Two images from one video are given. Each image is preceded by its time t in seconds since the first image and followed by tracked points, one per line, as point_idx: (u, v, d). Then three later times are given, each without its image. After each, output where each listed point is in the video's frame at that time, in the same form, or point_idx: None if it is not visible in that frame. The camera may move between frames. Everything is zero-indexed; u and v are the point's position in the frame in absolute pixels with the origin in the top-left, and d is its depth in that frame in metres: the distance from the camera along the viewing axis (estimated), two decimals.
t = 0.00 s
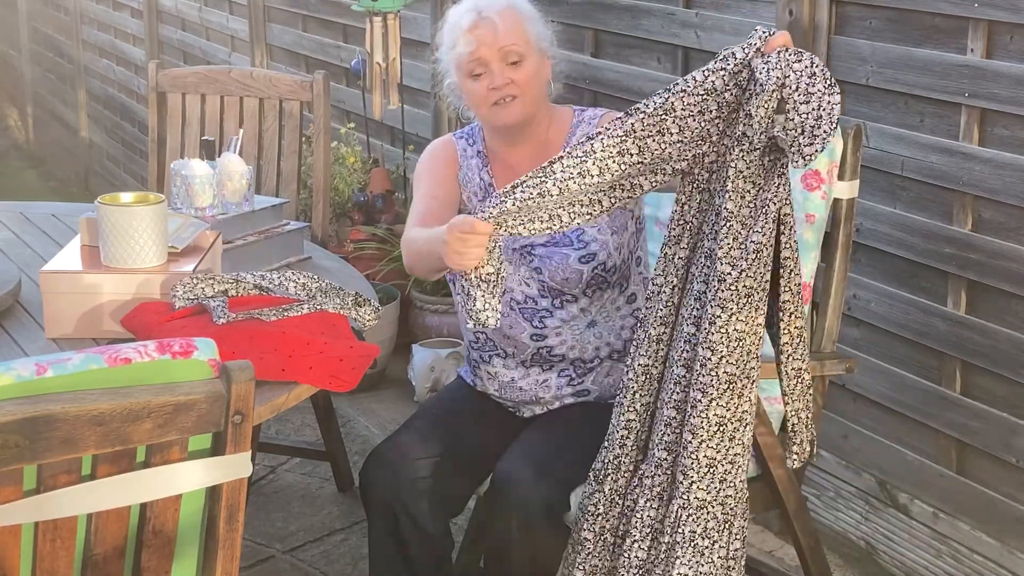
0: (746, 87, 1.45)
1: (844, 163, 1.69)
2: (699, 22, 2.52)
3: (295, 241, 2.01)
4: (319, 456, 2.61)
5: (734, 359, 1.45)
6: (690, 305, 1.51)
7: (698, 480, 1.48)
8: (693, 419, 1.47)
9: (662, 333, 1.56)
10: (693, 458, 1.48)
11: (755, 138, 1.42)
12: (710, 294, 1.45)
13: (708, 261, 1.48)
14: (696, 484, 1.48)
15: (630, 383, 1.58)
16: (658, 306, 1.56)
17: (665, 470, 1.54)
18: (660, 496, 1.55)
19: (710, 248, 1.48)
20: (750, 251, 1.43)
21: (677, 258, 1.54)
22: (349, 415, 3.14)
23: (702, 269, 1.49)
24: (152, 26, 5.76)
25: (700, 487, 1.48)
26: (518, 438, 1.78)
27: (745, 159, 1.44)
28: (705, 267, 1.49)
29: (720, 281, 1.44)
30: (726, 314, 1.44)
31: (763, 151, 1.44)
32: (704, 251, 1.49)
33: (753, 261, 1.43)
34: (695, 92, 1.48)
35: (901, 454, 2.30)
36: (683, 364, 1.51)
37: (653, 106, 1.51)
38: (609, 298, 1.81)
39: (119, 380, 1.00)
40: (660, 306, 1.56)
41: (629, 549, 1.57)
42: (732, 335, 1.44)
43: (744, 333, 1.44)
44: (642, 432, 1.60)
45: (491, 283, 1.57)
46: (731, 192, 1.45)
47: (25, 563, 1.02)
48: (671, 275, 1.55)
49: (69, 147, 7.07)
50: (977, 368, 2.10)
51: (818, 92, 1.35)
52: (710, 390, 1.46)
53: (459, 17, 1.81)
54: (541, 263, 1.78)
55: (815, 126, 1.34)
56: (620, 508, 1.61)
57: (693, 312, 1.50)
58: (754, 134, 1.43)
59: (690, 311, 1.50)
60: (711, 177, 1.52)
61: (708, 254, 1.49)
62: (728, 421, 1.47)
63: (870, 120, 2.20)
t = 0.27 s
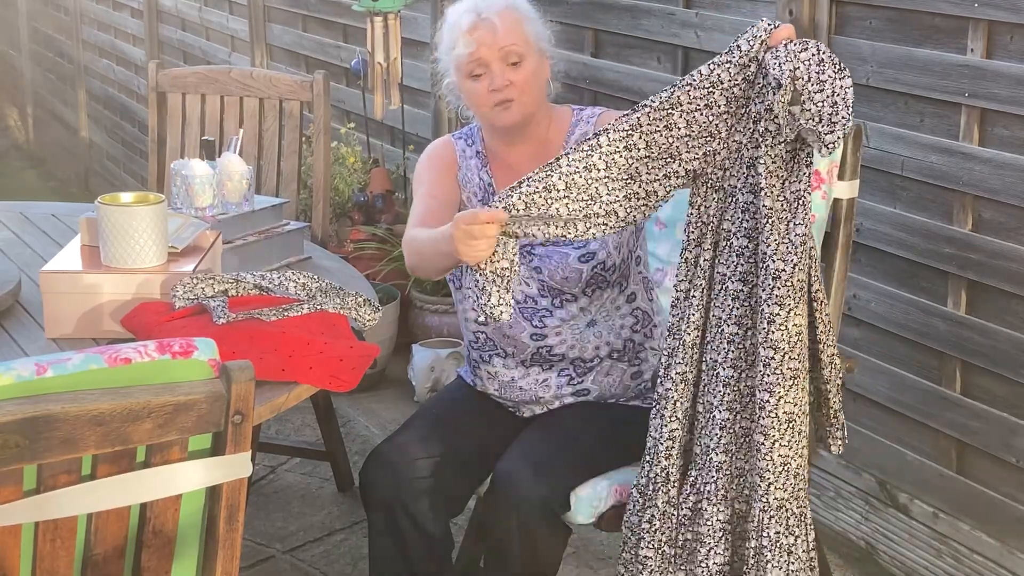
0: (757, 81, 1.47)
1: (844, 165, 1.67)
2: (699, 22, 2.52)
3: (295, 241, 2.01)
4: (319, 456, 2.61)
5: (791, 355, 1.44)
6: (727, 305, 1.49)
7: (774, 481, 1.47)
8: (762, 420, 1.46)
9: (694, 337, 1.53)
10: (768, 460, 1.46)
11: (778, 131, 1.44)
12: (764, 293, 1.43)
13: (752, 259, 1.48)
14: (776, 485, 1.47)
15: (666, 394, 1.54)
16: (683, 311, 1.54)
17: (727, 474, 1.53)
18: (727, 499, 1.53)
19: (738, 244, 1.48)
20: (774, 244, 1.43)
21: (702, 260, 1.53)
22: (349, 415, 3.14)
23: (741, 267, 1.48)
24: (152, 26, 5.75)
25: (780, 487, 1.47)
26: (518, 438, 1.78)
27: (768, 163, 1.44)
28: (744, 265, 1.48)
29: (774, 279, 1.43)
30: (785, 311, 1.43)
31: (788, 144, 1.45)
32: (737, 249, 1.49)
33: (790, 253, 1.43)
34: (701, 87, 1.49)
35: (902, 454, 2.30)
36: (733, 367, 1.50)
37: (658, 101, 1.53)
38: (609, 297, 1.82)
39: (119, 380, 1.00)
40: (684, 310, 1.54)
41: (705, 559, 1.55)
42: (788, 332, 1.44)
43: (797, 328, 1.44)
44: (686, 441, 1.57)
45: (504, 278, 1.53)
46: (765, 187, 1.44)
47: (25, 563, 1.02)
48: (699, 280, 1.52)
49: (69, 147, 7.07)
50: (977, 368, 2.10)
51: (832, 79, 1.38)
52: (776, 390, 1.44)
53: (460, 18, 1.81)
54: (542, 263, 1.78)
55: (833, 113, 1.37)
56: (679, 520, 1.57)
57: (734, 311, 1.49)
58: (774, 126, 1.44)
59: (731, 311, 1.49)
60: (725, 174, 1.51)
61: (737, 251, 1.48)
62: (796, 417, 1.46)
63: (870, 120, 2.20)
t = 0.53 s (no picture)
0: (749, 58, 1.43)
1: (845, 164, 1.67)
2: (699, 22, 2.52)
3: (295, 240, 2.01)
4: (319, 456, 2.61)
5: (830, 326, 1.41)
6: (754, 288, 1.45)
7: (839, 451, 1.44)
8: (816, 393, 1.43)
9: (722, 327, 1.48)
10: (829, 432, 1.43)
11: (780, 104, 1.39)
12: (802, 268, 1.40)
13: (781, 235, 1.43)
14: (840, 455, 1.44)
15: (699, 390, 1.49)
16: (702, 304, 1.49)
17: (778, 456, 1.48)
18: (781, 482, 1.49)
19: (753, 224, 1.45)
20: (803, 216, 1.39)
21: (719, 243, 1.48)
22: (349, 415, 3.14)
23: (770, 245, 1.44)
24: (152, 26, 5.75)
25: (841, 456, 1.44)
26: (517, 438, 1.78)
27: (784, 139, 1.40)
28: (770, 245, 1.44)
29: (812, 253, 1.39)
30: (826, 283, 1.39)
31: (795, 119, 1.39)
32: (757, 227, 1.45)
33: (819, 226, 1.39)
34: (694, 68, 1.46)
35: (902, 454, 2.30)
36: (769, 349, 1.46)
37: (650, 90, 1.50)
38: (609, 296, 1.81)
39: (120, 380, 1.00)
40: (706, 301, 1.49)
41: (771, 547, 1.50)
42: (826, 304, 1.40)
43: (833, 299, 1.41)
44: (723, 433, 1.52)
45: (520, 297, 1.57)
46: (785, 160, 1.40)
47: (25, 563, 1.02)
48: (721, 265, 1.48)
49: (69, 147, 7.08)
50: (977, 368, 2.10)
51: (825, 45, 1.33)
52: (827, 362, 1.41)
53: (477, 17, 1.79)
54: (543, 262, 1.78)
55: (829, 78, 1.31)
56: (734, 513, 1.51)
57: (764, 292, 1.45)
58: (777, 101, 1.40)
59: (760, 293, 1.45)
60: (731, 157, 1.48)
61: (755, 231, 1.45)
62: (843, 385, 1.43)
63: (870, 120, 2.20)
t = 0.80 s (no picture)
0: (696, 15, 1.44)
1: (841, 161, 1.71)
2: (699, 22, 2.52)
3: (295, 240, 2.01)
4: (319, 456, 2.61)
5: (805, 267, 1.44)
6: (737, 240, 1.46)
7: (836, 388, 1.47)
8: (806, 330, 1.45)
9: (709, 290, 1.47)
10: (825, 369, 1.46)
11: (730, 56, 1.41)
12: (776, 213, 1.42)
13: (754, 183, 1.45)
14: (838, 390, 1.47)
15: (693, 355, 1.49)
16: (693, 267, 1.48)
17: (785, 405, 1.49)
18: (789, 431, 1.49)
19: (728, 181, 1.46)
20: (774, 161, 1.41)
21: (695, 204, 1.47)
22: (349, 415, 3.14)
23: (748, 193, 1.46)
24: (152, 26, 5.75)
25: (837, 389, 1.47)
26: (517, 438, 1.78)
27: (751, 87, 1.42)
28: (744, 196, 1.46)
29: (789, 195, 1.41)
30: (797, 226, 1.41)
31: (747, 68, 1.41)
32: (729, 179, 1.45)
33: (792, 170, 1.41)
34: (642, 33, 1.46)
35: (901, 454, 2.30)
36: (757, 301, 1.47)
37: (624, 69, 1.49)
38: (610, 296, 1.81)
39: (120, 380, 1.00)
40: (696, 264, 1.47)
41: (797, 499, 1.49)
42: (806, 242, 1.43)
43: (808, 239, 1.43)
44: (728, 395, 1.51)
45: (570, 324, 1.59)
46: (740, 109, 1.42)
47: (25, 563, 1.02)
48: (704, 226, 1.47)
49: (69, 147, 7.07)
50: (977, 368, 2.10)
51: None
52: (811, 302, 1.44)
53: (488, 20, 1.77)
54: (545, 263, 1.78)
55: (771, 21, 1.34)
56: (753, 474, 1.50)
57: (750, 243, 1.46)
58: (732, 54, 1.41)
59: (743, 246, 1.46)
60: (698, 114, 1.47)
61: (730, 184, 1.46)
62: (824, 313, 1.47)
63: (870, 120, 2.20)
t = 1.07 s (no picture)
0: None
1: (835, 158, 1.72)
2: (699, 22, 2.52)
3: (295, 240, 2.01)
4: (318, 456, 2.61)
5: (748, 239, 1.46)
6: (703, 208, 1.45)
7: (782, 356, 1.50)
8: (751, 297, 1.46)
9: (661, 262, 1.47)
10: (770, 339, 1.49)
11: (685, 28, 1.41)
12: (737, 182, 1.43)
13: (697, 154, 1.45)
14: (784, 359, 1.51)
15: (654, 330, 1.48)
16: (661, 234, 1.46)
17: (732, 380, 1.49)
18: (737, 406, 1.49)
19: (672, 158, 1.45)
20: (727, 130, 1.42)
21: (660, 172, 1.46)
22: (349, 415, 3.14)
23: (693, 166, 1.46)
24: (152, 26, 5.75)
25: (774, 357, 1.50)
26: (518, 438, 1.78)
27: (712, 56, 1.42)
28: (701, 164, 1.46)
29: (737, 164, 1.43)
30: (733, 200, 1.43)
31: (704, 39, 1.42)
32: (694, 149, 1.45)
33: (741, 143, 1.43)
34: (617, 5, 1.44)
35: (901, 454, 2.30)
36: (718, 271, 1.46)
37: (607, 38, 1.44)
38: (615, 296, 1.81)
39: (119, 380, 1.00)
40: (666, 231, 1.46)
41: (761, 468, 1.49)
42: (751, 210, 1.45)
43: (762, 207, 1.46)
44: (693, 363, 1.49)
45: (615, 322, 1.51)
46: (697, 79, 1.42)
47: (24, 563, 1.02)
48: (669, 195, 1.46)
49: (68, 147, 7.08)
50: (977, 368, 2.10)
51: None
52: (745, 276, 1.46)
53: (495, 24, 1.77)
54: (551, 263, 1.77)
55: None
56: (722, 444, 1.49)
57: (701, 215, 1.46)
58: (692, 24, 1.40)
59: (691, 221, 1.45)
60: (662, 81, 1.46)
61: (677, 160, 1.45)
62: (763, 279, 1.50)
63: (870, 120, 2.20)
